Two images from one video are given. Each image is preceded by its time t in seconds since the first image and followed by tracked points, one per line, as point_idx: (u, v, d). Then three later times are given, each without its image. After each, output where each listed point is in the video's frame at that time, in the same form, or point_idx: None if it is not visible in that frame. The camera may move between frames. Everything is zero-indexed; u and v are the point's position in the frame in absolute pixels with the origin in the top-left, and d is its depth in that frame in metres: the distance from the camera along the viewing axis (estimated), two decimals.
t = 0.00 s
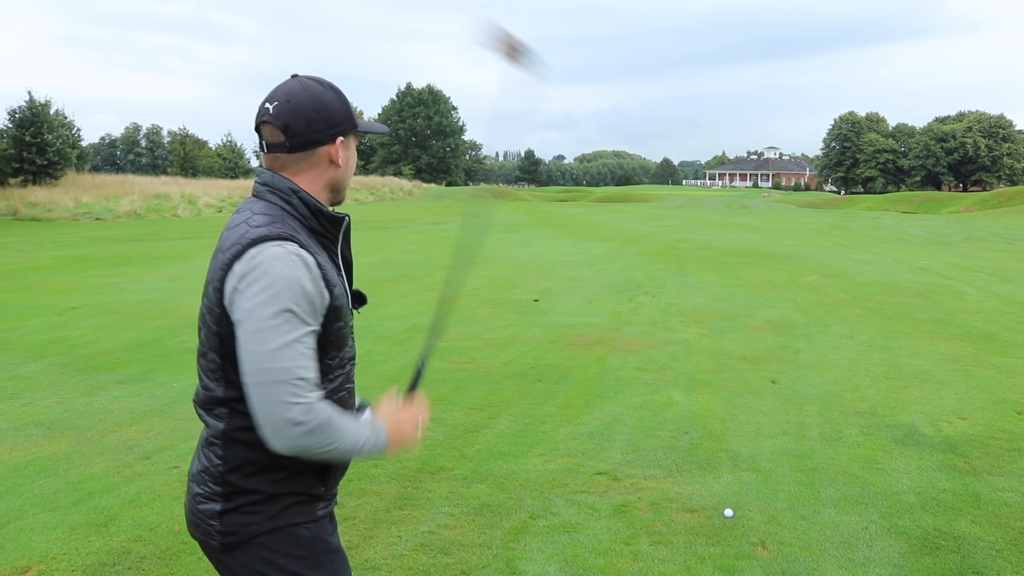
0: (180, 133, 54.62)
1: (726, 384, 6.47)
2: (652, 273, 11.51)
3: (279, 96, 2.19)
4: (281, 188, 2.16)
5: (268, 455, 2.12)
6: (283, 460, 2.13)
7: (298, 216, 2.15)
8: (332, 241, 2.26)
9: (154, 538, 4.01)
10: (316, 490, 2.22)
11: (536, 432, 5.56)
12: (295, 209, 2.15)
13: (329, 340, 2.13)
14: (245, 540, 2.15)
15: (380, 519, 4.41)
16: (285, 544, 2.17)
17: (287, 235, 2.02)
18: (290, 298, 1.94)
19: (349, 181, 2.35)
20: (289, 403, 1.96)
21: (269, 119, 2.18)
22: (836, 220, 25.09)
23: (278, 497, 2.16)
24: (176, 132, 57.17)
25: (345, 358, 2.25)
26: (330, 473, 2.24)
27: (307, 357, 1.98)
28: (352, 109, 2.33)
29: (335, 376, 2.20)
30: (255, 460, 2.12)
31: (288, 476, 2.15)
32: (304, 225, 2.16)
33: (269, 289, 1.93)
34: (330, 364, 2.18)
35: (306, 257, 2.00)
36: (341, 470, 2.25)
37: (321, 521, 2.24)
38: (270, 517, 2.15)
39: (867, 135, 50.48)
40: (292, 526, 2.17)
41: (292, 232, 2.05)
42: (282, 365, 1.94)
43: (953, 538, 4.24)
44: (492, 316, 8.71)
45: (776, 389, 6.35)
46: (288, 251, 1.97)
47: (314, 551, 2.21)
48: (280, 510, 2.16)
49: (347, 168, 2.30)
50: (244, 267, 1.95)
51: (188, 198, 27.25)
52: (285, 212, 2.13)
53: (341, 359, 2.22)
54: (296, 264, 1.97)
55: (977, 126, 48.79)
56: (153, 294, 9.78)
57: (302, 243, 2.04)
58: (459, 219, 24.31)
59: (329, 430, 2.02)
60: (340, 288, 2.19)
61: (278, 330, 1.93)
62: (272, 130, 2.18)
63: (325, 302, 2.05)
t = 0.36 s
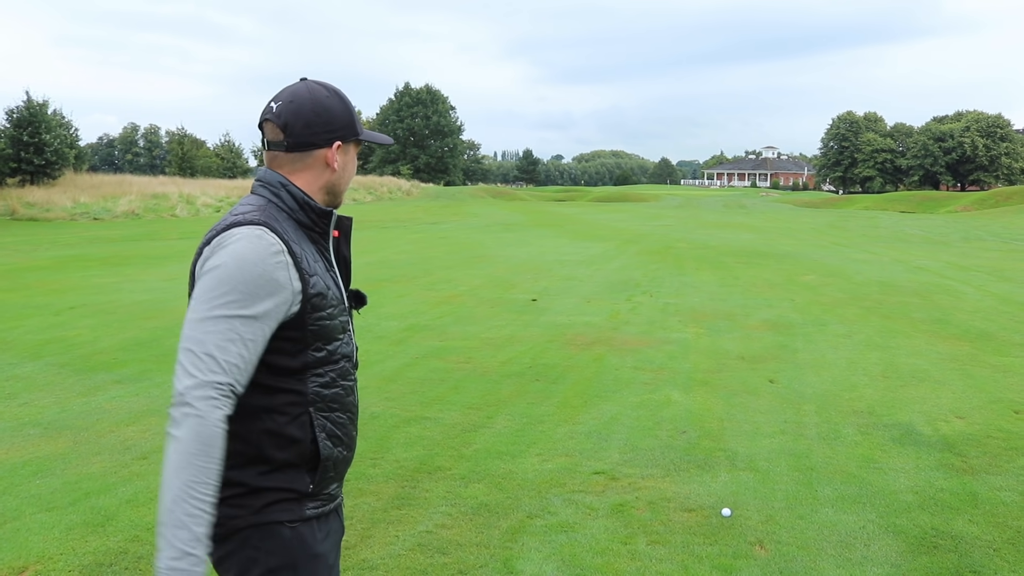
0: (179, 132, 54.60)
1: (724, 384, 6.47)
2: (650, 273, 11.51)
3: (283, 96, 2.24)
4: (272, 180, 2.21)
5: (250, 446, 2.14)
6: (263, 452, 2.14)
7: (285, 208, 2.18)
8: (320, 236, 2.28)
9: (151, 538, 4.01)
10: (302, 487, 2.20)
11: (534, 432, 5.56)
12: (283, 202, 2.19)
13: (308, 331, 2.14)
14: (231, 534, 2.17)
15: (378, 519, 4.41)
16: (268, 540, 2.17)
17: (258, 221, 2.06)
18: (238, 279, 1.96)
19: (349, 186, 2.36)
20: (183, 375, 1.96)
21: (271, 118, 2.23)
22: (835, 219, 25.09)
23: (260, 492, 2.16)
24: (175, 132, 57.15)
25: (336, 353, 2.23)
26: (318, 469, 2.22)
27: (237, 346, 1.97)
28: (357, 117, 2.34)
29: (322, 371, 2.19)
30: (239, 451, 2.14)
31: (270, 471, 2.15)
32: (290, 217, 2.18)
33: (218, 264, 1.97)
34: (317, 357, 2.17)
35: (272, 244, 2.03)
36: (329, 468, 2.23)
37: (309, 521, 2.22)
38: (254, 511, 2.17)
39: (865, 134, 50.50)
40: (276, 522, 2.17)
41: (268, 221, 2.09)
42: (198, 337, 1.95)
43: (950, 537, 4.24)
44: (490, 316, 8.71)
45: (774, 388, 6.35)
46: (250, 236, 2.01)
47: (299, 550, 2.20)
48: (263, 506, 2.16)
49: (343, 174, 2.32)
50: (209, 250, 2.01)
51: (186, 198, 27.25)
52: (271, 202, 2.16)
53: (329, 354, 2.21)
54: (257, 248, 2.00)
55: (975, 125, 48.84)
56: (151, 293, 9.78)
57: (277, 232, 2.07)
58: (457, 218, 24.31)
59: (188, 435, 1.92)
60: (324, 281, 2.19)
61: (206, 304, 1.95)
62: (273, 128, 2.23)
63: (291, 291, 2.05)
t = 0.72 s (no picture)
0: (178, 132, 54.52)
1: (723, 384, 6.47)
2: (649, 273, 11.51)
3: (280, 93, 2.24)
4: (272, 179, 2.21)
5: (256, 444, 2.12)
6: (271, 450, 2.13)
7: (286, 207, 2.17)
8: (320, 234, 2.28)
9: (149, 538, 3.99)
10: (309, 483, 2.21)
11: (533, 432, 5.55)
12: (284, 201, 2.18)
13: (314, 330, 2.14)
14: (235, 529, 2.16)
15: (377, 518, 4.40)
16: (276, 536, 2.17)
17: (264, 222, 2.04)
18: (249, 282, 1.95)
19: (347, 184, 2.34)
20: (209, 386, 1.94)
21: (267, 116, 2.24)
22: (834, 219, 25.10)
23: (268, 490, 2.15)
24: (174, 133, 57.10)
25: (339, 351, 2.24)
26: (324, 466, 2.23)
27: (251, 349, 1.96)
28: (356, 113, 2.30)
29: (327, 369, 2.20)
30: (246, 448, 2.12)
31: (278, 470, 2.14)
32: (291, 217, 2.18)
33: (228, 268, 1.95)
34: (322, 356, 2.17)
35: (280, 246, 2.02)
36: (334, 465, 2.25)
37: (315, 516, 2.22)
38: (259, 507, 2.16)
39: (864, 134, 50.56)
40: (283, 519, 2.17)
41: (274, 223, 2.07)
42: (216, 344, 1.94)
43: (950, 538, 4.23)
44: (489, 315, 8.70)
45: (773, 389, 6.35)
46: (260, 236, 1.99)
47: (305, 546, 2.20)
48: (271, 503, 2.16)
49: (339, 173, 2.29)
50: (216, 252, 1.99)
51: (185, 198, 27.22)
52: (274, 203, 2.16)
53: (334, 352, 2.21)
54: (266, 251, 1.99)
55: (974, 126, 48.94)
56: (149, 293, 9.75)
57: (283, 233, 2.06)
58: (456, 218, 24.30)
59: (233, 446, 1.92)
60: (329, 279, 2.19)
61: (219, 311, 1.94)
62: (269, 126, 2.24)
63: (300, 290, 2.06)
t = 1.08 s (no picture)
0: (178, 133, 54.45)
1: (725, 384, 6.45)
2: (650, 273, 11.50)
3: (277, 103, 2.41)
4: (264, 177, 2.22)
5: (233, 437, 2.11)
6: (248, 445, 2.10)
7: (275, 205, 2.17)
8: (314, 234, 2.25)
9: (151, 538, 3.96)
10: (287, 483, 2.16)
11: (535, 432, 5.53)
12: (274, 198, 2.18)
13: (292, 326, 2.10)
14: (213, 524, 2.14)
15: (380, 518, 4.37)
16: (251, 532, 2.14)
17: (242, 215, 2.04)
18: (217, 271, 1.93)
19: (292, 177, 2.25)
20: (185, 373, 1.91)
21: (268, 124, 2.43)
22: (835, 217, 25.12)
23: (243, 484, 2.13)
24: (173, 133, 57.03)
25: (326, 350, 2.19)
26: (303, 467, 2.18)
27: (225, 337, 1.93)
28: (293, 101, 2.21)
29: (309, 367, 2.16)
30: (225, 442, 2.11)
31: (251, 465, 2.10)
32: (279, 214, 2.16)
33: (198, 258, 1.94)
34: (303, 354, 2.14)
35: (251, 238, 2.01)
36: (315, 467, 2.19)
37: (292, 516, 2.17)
38: (236, 504, 2.13)
39: (864, 135, 50.62)
40: (258, 516, 2.14)
41: (254, 216, 2.07)
42: (188, 333, 1.92)
43: (953, 538, 4.22)
44: (490, 315, 8.68)
45: (775, 389, 6.34)
46: (233, 227, 1.99)
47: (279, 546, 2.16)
48: (245, 498, 2.13)
49: (279, 164, 2.26)
50: (191, 243, 2.00)
51: (185, 197, 27.18)
52: (265, 199, 2.16)
53: (319, 351, 2.17)
54: (237, 242, 1.98)
55: (973, 126, 49.02)
56: (150, 293, 9.72)
57: (259, 227, 2.05)
58: (457, 218, 24.28)
59: (219, 423, 1.91)
60: (312, 277, 2.16)
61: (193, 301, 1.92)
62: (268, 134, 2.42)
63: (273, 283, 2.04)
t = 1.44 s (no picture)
0: (179, 134, 54.50)
1: (728, 384, 6.44)
2: (652, 273, 11.50)
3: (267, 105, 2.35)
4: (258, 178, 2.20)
5: (224, 438, 2.07)
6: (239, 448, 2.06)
7: (268, 205, 2.13)
8: (309, 232, 2.19)
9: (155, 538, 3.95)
10: (280, 487, 2.10)
11: (539, 432, 5.52)
12: (266, 198, 2.13)
13: (281, 329, 2.05)
14: (205, 527, 2.10)
15: (383, 519, 4.36)
16: (242, 538, 2.08)
17: (227, 217, 2.02)
18: (192, 278, 1.92)
19: (284, 177, 2.17)
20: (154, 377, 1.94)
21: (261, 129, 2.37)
22: (838, 216, 25.11)
23: (235, 487, 2.07)
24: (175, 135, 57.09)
25: (321, 353, 2.14)
26: (298, 471, 2.12)
27: (194, 347, 1.93)
28: (277, 99, 2.14)
29: (303, 370, 2.10)
30: (216, 445, 2.07)
31: (240, 469, 2.07)
32: (270, 213, 2.12)
33: (178, 263, 1.94)
34: (296, 356, 2.08)
35: (233, 242, 1.98)
36: (311, 471, 2.13)
37: (287, 523, 2.12)
38: (228, 507, 2.08)
39: (865, 135, 50.65)
40: (250, 521, 2.08)
41: (240, 220, 2.03)
42: (164, 338, 1.92)
43: (958, 538, 4.20)
44: (492, 315, 8.68)
45: (778, 389, 6.33)
46: (212, 230, 1.97)
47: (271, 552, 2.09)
48: (238, 502, 2.08)
49: (271, 167, 2.19)
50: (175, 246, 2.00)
51: (187, 198, 27.21)
52: (255, 199, 2.13)
53: (313, 353, 2.11)
54: (216, 245, 1.95)
55: (975, 126, 49.05)
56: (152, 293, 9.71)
57: (244, 228, 2.02)
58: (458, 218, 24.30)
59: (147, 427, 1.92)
60: (304, 278, 2.10)
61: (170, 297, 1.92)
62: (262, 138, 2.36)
63: (257, 286, 2.00)
